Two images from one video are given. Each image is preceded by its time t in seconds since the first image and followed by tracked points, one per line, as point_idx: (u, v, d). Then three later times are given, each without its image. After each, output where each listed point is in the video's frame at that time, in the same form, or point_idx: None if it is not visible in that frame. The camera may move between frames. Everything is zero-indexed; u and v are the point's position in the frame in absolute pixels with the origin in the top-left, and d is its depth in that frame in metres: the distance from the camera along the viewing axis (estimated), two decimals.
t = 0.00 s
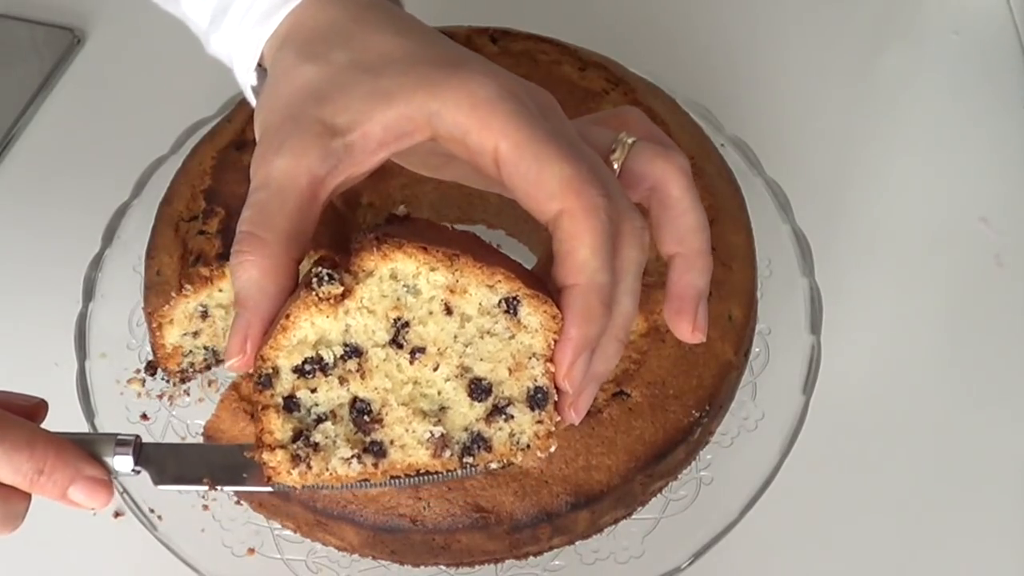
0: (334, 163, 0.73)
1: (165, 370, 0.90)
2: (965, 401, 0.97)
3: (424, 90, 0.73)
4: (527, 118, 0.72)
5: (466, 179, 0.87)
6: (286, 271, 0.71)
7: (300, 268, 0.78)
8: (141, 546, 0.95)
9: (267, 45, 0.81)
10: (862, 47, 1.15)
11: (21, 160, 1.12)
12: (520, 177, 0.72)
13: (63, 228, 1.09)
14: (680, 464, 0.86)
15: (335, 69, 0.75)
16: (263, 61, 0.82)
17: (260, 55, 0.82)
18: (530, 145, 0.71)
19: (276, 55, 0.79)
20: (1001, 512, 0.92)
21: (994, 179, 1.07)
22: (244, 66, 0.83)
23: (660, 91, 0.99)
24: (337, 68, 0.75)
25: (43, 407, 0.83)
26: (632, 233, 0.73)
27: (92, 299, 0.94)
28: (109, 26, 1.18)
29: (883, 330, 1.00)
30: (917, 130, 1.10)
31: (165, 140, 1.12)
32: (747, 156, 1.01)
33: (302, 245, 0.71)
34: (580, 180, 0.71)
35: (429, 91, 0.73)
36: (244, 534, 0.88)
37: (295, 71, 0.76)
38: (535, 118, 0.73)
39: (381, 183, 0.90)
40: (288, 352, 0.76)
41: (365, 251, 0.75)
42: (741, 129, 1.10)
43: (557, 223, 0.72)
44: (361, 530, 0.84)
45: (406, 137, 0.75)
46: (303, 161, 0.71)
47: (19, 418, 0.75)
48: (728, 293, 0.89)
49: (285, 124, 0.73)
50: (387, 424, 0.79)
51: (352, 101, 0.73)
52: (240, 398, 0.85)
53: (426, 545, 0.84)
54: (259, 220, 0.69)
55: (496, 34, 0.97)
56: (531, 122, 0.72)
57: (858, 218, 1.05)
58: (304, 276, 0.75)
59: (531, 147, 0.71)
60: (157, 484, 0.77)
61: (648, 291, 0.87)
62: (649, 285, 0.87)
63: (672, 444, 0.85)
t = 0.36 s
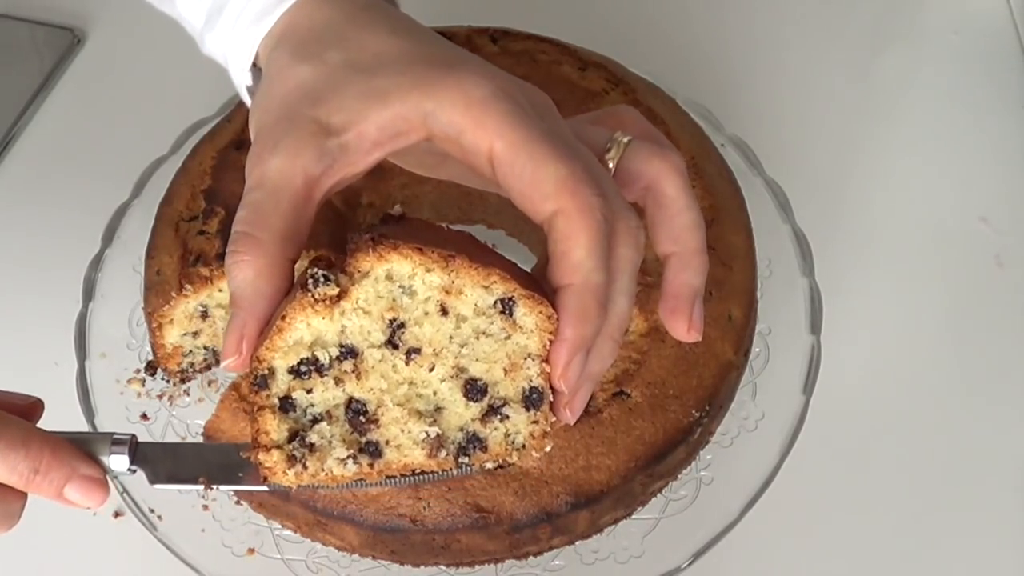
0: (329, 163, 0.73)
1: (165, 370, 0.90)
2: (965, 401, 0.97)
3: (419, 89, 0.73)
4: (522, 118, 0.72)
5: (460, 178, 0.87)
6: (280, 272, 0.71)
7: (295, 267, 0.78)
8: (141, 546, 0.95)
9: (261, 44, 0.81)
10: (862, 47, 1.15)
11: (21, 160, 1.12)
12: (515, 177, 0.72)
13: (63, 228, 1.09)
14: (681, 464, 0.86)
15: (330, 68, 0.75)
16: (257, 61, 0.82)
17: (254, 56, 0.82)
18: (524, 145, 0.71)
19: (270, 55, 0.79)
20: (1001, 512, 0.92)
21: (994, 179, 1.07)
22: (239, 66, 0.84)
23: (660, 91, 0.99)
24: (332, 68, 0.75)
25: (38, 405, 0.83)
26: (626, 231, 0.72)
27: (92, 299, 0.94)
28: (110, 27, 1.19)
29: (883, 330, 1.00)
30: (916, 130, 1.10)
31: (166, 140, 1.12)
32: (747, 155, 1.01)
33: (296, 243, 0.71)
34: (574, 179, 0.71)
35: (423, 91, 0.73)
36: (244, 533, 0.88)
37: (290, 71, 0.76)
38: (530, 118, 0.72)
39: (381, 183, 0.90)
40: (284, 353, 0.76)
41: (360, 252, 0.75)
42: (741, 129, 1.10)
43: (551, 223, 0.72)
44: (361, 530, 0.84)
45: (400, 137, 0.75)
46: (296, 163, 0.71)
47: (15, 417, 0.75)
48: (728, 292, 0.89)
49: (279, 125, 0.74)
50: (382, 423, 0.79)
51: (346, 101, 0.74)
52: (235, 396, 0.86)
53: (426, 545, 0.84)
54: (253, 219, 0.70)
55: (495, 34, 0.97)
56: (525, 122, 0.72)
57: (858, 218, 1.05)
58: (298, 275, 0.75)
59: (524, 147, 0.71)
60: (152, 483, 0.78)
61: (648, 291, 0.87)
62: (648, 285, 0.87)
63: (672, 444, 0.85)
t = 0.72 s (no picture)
0: (326, 161, 0.73)
1: (165, 370, 0.90)
2: (965, 401, 0.97)
3: (416, 87, 0.73)
4: (519, 116, 0.72)
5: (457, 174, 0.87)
6: (279, 269, 0.71)
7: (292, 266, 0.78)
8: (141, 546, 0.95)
9: (258, 43, 0.81)
10: (862, 47, 1.15)
11: (21, 160, 1.12)
12: (513, 175, 0.72)
13: (62, 228, 1.09)
14: (680, 464, 0.86)
15: (327, 67, 0.75)
16: (254, 60, 0.82)
17: (252, 54, 0.82)
18: (522, 143, 0.71)
19: (267, 53, 0.79)
20: (1002, 512, 0.92)
21: (994, 179, 1.07)
22: (237, 65, 0.84)
23: (660, 91, 0.99)
24: (329, 66, 0.75)
25: (37, 403, 0.83)
26: (624, 229, 0.73)
27: (92, 299, 0.94)
28: (109, 27, 1.18)
29: (883, 330, 1.00)
30: (916, 131, 1.10)
31: (166, 139, 1.12)
32: (747, 155, 1.01)
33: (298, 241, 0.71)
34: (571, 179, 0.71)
35: (420, 88, 0.73)
36: (244, 533, 0.88)
37: (286, 69, 0.76)
38: (527, 116, 0.72)
39: (381, 183, 0.90)
40: (281, 351, 0.76)
41: (359, 252, 0.76)
42: (741, 129, 1.10)
43: (550, 221, 0.71)
44: (361, 530, 0.84)
45: (398, 135, 0.75)
46: (293, 161, 0.71)
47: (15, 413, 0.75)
48: (728, 292, 0.88)
49: (275, 123, 0.74)
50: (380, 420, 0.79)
51: (344, 98, 0.74)
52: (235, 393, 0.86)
53: (426, 545, 0.84)
54: (251, 217, 0.69)
55: (495, 34, 0.97)
56: (523, 120, 0.72)
57: (858, 218, 1.05)
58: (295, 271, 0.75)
59: (521, 146, 0.71)
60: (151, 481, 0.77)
61: (648, 291, 0.86)
62: (648, 285, 0.86)
63: (672, 444, 0.85)
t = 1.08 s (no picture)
0: (323, 108, 0.72)
1: (165, 371, 0.89)
2: (966, 401, 0.97)
3: (413, 34, 0.73)
4: (519, 61, 0.72)
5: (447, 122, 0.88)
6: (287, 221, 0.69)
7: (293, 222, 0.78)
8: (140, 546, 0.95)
9: None
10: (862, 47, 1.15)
11: (22, 160, 1.12)
12: (517, 121, 0.72)
13: (62, 228, 1.09)
14: (680, 465, 0.85)
15: (320, 13, 0.76)
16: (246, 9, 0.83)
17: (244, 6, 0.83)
18: (525, 90, 0.71)
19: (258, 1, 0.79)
20: (1002, 512, 0.92)
21: (994, 180, 1.07)
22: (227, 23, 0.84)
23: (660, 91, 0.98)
24: (321, 12, 0.76)
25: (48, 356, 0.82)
26: (628, 167, 0.74)
27: (92, 299, 0.94)
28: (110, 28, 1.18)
29: (883, 330, 1.00)
30: (917, 131, 1.10)
31: (166, 140, 1.12)
32: (747, 155, 1.01)
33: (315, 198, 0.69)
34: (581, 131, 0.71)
35: (418, 35, 0.73)
36: (244, 533, 0.88)
37: (279, 16, 0.76)
38: (527, 62, 0.72)
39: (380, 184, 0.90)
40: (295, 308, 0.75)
41: (376, 211, 0.72)
42: (741, 129, 1.10)
43: (557, 168, 0.72)
44: (362, 530, 0.83)
45: (395, 83, 0.76)
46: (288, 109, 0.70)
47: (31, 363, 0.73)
48: (727, 292, 0.87)
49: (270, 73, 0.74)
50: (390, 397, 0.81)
51: (338, 43, 0.73)
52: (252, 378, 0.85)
53: (426, 546, 0.83)
54: (251, 168, 0.68)
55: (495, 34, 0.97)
56: (525, 67, 0.72)
57: (858, 217, 1.05)
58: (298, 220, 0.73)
59: (527, 92, 0.71)
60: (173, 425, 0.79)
61: (648, 291, 0.85)
62: (649, 284, 0.85)
63: (672, 444, 0.83)
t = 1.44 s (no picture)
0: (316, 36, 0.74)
1: (165, 370, 0.90)
2: (965, 401, 0.97)
3: None
4: None
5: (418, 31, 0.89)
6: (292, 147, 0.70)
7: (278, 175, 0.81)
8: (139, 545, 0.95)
9: None
10: (862, 48, 1.15)
11: (23, 161, 1.12)
12: (524, 50, 0.77)
13: (60, 228, 1.08)
14: (681, 464, 0.85)
15: None
16: None
17: None
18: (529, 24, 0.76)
19: None
20: (1002, 512, 0.92)
21: (994, 180, 1.07)
22: None
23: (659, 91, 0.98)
24: None
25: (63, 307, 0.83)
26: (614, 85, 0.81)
27: (92, 298, 0.94)
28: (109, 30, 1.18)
29: (883, 331, 1.00)
30: (916, 131, 1.10)
31: (166, 141, 1.12)
32: (747, 155, 1.01)
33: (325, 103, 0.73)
34: (572, 46, 0.77)
35: None
36: (244, 533, 0.88)
37: None
38: None
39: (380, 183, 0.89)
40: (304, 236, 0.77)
41: (412, 141, 0.77)
42: (741, 129, 1.10)
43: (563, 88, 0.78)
44: (361, 530, 0.82)
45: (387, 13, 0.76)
46: (280, 36, 0.72)
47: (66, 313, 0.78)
48: (727, 292, 0.87)
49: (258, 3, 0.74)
50: (392, 395, 0.81)
51: None
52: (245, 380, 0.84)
53: (426, 545, 0.82)
54: (244, 101, 0.69)
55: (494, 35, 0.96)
56: None
57: (858, 217, 1.05)
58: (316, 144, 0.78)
59: (532, 26, 0.76)
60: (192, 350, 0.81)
61: (648, 291, 0.85)
62: (648, 285, 0.85)
63: (672, 444, 0.83)
